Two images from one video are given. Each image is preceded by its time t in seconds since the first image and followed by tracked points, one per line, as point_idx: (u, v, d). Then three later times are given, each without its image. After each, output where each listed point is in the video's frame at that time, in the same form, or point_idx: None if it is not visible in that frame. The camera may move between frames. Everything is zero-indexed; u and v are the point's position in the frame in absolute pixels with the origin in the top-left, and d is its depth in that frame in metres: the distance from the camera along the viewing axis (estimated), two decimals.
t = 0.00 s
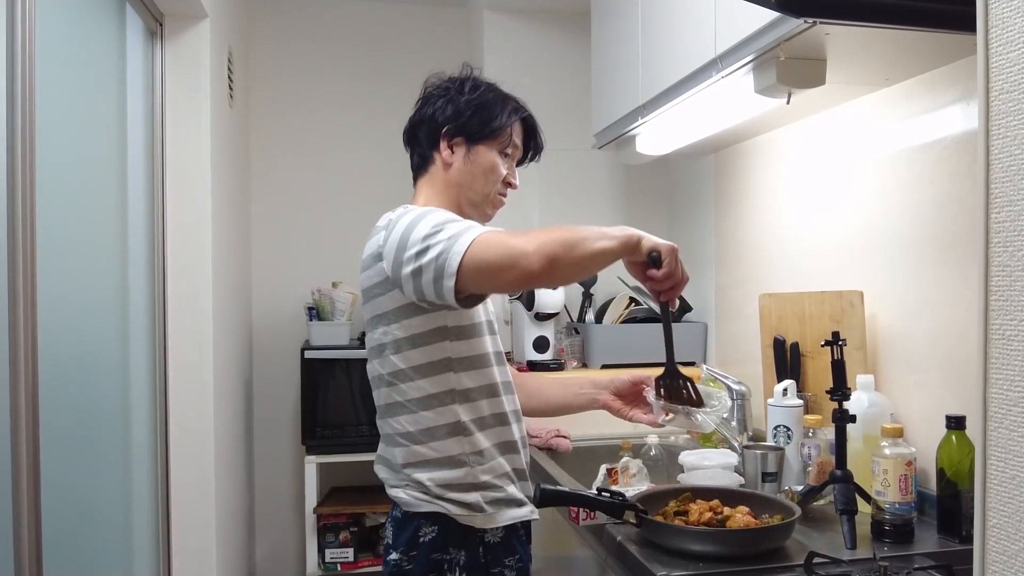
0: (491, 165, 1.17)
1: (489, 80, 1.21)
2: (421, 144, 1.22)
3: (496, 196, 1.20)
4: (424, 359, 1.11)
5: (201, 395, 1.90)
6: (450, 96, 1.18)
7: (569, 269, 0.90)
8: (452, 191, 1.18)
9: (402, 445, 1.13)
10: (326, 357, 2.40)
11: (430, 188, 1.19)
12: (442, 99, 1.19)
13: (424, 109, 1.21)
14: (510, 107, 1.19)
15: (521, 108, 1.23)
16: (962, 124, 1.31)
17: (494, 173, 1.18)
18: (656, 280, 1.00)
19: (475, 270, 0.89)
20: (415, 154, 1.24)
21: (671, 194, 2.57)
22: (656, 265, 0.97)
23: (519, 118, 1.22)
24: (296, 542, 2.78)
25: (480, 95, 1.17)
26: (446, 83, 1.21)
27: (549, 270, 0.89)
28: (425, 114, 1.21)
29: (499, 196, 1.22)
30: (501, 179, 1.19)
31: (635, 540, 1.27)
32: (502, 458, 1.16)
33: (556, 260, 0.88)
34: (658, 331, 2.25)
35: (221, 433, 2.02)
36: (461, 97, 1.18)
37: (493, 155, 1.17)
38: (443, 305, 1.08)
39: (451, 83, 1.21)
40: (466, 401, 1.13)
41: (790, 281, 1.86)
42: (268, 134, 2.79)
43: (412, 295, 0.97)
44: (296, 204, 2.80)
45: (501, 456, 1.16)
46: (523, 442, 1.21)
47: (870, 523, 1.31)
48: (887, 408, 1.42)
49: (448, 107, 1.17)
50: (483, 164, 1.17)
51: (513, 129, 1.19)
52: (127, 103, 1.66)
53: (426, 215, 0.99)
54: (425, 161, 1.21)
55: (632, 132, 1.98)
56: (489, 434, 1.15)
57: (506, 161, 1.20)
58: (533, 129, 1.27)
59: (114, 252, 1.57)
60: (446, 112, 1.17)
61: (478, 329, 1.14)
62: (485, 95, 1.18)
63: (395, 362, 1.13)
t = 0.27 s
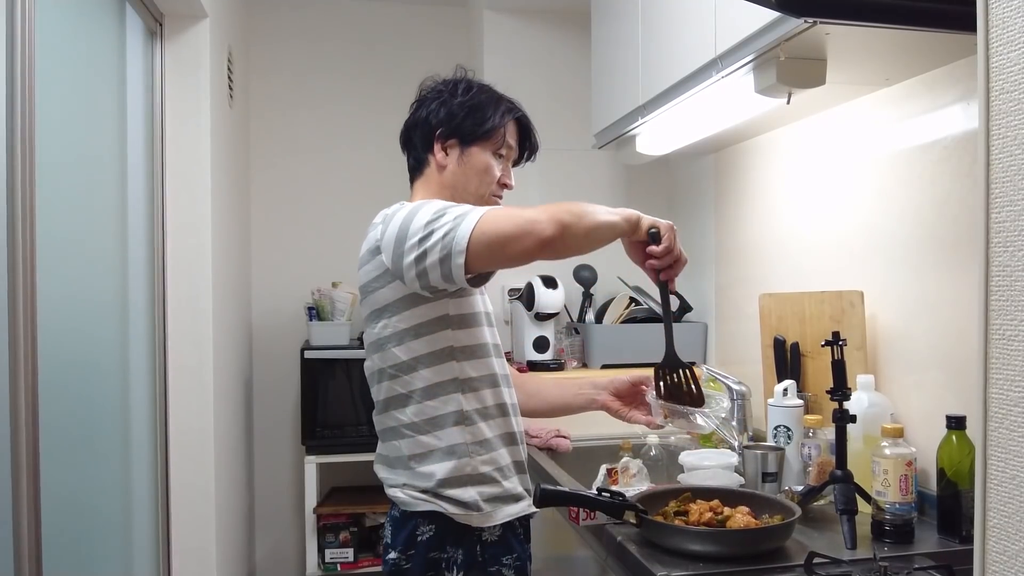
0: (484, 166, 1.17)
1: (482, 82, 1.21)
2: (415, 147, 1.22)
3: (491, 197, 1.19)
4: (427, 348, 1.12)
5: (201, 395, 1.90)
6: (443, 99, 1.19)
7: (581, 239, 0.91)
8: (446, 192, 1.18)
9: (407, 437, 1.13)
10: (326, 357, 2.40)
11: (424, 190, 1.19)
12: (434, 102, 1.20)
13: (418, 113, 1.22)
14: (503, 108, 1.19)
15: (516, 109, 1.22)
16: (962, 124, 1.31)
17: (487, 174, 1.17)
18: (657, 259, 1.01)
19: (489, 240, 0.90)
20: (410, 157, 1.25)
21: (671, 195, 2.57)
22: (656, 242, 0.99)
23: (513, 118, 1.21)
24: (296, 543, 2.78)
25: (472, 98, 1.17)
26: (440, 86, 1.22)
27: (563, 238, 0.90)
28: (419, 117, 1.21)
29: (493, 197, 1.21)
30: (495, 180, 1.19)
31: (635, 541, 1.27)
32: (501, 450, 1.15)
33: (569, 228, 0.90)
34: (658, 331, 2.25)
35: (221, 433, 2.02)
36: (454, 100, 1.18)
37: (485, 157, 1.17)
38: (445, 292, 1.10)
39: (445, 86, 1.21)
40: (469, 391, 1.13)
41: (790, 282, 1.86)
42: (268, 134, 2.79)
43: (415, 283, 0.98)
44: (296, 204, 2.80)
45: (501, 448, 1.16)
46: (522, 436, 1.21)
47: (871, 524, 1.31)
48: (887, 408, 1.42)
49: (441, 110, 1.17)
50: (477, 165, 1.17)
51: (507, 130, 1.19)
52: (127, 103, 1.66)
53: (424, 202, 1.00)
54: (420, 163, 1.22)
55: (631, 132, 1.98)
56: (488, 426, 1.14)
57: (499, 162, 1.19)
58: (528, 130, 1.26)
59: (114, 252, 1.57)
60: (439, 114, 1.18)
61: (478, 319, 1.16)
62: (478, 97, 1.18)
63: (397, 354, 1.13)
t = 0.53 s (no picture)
0: (482, 167, 1.17)
1: (478, 84, 1.22)
2: (413, 149, 1.22)
3: (489, 197, 1.19)
4: (428, 346, 1.12)
5: (202, 395, 1.90)
6: (440, 101, 1.19)
7: (579, 234, 0.91)
8: (445, 192, 1.18)
9: (408, 435, 1.13)
10: (326, 357, 2.40)
11: (422, 191, 1.20)
12: (432, 105, 1.20)
13: (415, 116, 1.22)
14: (499, 110, 1.19)
15: (512, 110, 1.23)
16: (962, 124, 1.31)
17: (485, 175, 1.17)
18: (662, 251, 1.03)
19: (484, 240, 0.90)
20: (408, 159, 1.25)
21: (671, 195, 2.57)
22: (662, 235, 1.01)
23: (510, 119, 1.21)
24: (296, 543, 2.78)
25: (469, 99, 1.17)
26: (437, 89, 1.22)
27: (561, 234, 0.90)
28: (416, 119, 1.22)
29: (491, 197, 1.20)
30: (492, 180, 1.19)
31: (635, 540, 1.27)
32: (500, 448, 1.16)
33: (567, 224, 0.90)
34: (658, 331, 2.25)
35: (221, 433, 2.02)
36: (451, 101, 1.18)
37: (482, 158, 1.17)
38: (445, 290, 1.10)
39: (442, 88, 1.21)
40: (469, 388, 1.13)
41: (789, 282, 1.86)
42: (268, 134, 2.79)
43: (415, 282, 0.98)
44: (296, 204, 2.80)
45: (501, 445, 1.16)
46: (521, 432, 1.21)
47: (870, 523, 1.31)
48: (887, 408, 1.42)
49: (438, 111, 1.17)
50: (474, 166, 1.17)
51: (504, 131, 1.20)
52: (127, 104, 1.66)
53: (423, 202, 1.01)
54: (418, 166, 1.22)
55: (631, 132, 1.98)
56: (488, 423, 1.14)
57: (497, 163, 1.19)
58: (525, 131, 1.26)
59: (115, 252, 1.57)
60: (436, 116, 1.18)
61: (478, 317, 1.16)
62: (475, 99, 1.18)
63: (397, 353, 1.14)
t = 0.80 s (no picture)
0: (482, 166, 1.17)
1: (477, 85, 1.22)
2: (413, 149, 1.22)
3: (488, 196, 1.19)
4: (424, 350, 1.12)
5: (202, 395, 1.90)
6: (440, 100, 1.19)
7: (568, 241, 0.90)
8: (445, 191, 1.18)
9: (405, 437, 1.14)
10: (326, 357, 2.40)
11: (422, 191, 1.19)
12: (431, 104, 1.20)
13: (414, 116, 1.22)
14: (499, 109, 1.19)
15: (511, 110, 1.23)
16: (961, 124, 1.31)
17: (485, 174, 1.18)
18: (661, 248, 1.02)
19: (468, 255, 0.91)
20: (407, 159, 1.24)
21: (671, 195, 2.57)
22: (662, 233, 1.00)
23: (509, 120, 1.22)
24: (296, 543, 2.78)
25: (469, 99, 1.18)
26: (436, 89, 1.22)
27: (548, 244, 0.89)
28: (416, 119, 1.21)
29: (490, 197, 1.21)
30: (492, 179, 1.19)
31: (635, 540, 1.27)
32: (498, 449, 1.15)
33: (554, 234, 0.89)
34: (658, 331, 2.25)
35: (221, 433, 2.02)
36: (451, 101, 1.19)
37: (483, 157, 1.17)
38: (441, 295, 1.09)
39: (442, 88, 1.21)
40: (466, 392, 1.13)
41: (789, 282, 1.86)
42: (268, 134, 2.79)
43: (410, 288, 0.99)
44: (296, 204, 2.80)
45: (499, 447, 1.16)
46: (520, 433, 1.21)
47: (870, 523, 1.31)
48: (887, 408, 1.42)
49: (438, 111, 1.17)
50: (474, 165, 1.17)
51: (504, 131, 1.20)
52: (127, 104, 1.66)
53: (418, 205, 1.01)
54: (417, 165, 1.22)
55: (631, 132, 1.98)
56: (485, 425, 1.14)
57: (496, 162, 1.19)
58: (523, 131, 1.26)
59: (115, 252, 1.57)
60: (436, 116, 1.18)
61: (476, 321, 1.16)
62: (475, 98, 1.18)
63: (395, 355, 1.14)
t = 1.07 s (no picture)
0: (484, 168, 1.17)
1: (482, 85, 1.21)
2: (415, 146, 1.22)
3: (488, 198, 1.19)
4: (418, 358, 1.12)
5: (202, 395, 1.90)
6: (443, 100, 1.19)
7: (545, 258, 0.88)
8: (445, 192, 1.18)
9: (401, 442, 1.15)
10: (326, 357, 2.40)
11: (423, 191, 1.20)
12: (435, 104, 1.20)
13: (418, 115, 1.22)
14: (502, 111, 1.19)
15: (515, 112, 1.22)
16: (961, 124, 1.31)
17: (486, 176, 1.18)
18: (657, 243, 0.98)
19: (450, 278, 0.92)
20: (409, 157, 1.25)
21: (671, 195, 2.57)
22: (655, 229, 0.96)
23: (513, 122, 1.21)
24: (296, 543, 2.78)
25: (472, 100, 1.17)
26: (440, 88, 1.22)
27: (523, 263, 0.88)
28: (419, 118, 1.21)
29: (491, 199, 1.21)
30: (493, 181, 1.19)
31: (635, 540, 1.27)
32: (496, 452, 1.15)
33: (528, 253, 0.87)
34: (658, 331, 2.25)
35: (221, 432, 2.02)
36: (454, 101, 1.18)
37: (484, 159, 1.17)
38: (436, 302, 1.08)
39: (446, 88, 1.21)
40: (461, 398, 1.12)
41: (789, 282, 1.86)
42: (268, 134, 2.79)
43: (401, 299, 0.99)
44: (296, 204, 2.80)
45: (496, 451, 1.15)
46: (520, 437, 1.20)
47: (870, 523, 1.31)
48: (887, 408, 1.42)
49: (442, 110, 1.17)
50: (475, 167, 1.17)
51: (506, 133, 1.19)
52: (127, 103, 1.66)
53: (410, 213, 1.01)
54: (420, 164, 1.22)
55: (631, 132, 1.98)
56: (480, 431, 1.14)
57: (497, 164, 1.19)
58: (526, 134, 1.26)
59: (115, 251, 1.57)
60: (439, 115, 1.18)
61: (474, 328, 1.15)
62: (478, 100, 1.18)
63: (391, 361, 1.14)
